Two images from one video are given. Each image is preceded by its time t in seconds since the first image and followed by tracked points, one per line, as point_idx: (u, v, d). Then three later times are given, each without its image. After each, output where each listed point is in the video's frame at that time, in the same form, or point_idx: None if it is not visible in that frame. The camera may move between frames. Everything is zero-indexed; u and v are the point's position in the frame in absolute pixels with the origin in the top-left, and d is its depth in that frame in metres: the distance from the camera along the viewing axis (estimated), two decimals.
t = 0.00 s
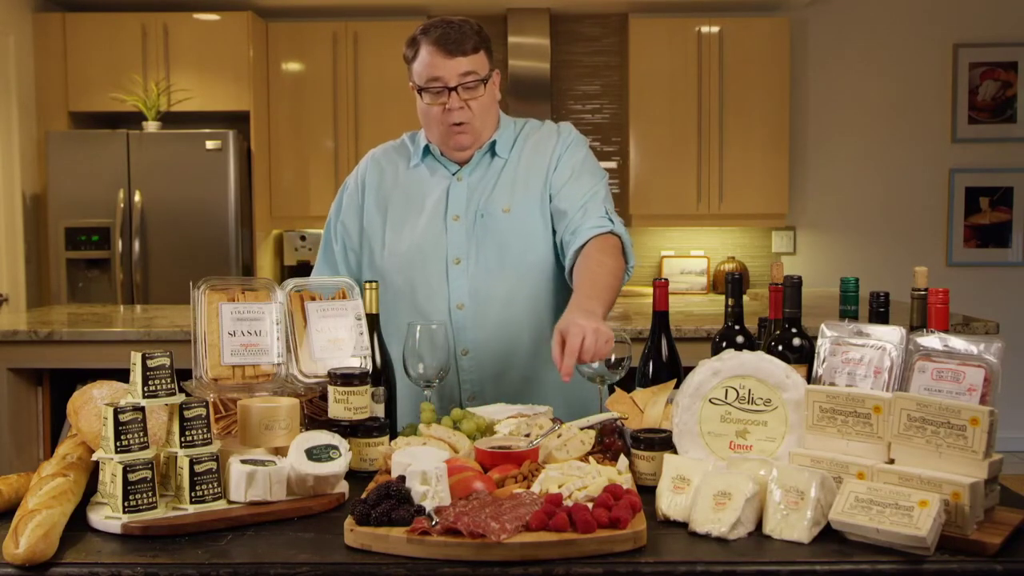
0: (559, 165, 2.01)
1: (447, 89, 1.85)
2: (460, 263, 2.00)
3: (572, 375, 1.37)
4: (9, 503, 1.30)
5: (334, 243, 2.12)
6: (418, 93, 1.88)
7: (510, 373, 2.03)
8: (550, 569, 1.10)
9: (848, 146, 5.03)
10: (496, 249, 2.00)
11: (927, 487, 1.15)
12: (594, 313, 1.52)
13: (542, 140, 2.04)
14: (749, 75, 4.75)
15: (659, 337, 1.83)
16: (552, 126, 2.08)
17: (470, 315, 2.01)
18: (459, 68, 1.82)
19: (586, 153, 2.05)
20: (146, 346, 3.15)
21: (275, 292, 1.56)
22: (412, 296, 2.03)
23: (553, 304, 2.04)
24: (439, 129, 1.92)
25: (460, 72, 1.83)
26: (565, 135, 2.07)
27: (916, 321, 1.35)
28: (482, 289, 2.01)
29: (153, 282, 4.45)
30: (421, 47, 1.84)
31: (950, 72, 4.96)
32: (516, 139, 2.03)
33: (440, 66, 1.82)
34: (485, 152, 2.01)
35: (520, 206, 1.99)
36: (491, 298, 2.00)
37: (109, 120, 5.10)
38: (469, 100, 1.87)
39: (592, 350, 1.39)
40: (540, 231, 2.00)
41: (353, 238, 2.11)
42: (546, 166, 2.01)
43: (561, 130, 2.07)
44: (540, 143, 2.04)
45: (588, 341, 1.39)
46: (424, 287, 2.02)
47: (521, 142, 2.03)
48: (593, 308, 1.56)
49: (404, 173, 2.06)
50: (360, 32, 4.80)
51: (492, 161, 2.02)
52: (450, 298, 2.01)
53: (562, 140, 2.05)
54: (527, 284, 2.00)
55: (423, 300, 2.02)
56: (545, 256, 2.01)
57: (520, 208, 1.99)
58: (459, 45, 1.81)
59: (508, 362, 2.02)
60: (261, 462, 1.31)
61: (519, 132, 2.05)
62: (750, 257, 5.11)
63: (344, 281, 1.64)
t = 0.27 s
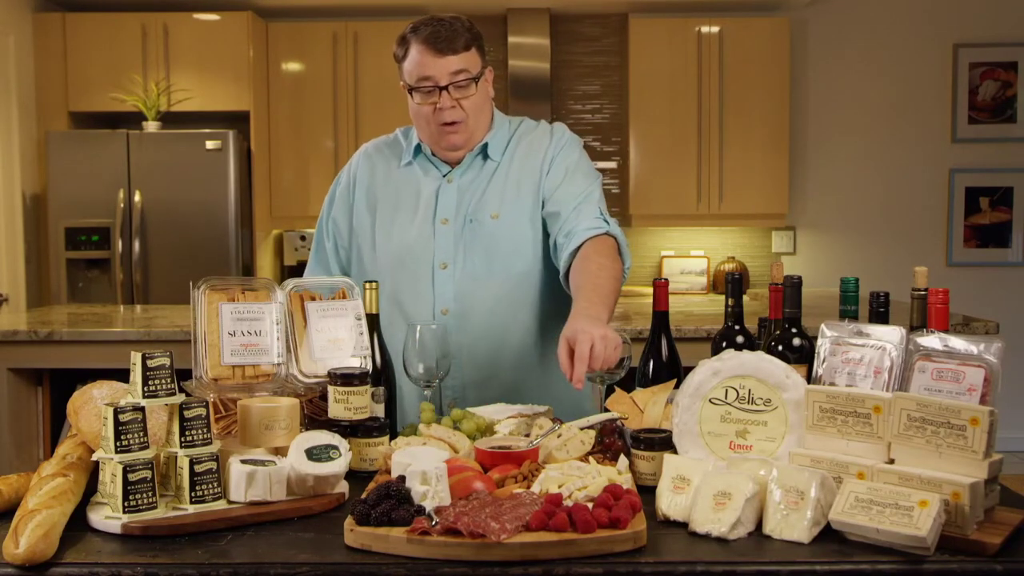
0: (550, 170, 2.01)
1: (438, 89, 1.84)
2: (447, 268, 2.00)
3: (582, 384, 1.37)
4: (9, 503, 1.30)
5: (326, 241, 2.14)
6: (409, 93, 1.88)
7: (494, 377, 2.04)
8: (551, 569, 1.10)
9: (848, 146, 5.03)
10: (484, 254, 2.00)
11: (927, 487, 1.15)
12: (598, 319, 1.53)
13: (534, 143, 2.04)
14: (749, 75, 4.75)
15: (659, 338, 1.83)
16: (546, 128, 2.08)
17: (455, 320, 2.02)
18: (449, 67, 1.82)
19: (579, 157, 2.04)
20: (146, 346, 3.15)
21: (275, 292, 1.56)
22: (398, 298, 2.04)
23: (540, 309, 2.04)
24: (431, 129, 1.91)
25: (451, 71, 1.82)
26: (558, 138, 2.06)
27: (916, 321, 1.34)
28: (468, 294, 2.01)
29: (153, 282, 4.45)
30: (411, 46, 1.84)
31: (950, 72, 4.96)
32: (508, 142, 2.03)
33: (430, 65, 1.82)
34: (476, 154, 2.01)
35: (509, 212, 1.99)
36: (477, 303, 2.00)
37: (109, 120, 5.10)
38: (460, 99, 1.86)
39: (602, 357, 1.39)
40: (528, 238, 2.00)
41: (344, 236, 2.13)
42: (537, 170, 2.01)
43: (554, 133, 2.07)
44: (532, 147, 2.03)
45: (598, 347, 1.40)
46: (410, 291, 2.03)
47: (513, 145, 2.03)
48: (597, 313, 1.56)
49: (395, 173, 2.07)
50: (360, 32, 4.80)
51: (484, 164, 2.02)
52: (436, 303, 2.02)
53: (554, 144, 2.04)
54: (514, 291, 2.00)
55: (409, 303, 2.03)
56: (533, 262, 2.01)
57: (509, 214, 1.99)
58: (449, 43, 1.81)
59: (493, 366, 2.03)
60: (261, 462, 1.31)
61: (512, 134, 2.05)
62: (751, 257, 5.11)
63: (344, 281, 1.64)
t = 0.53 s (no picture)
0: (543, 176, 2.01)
1: (432, 88, 1.84)
2: (436, 273, 2.01)
3: (581, 388, 1.38)
4: (9, 503, 1.30)
5: (320, 239, 2.16)
6: (403, 93, 1.88)
7: (483, 380, 2.04)
8: (551, 569, 1.10)
9: (848, 145, 5.03)
10: (474, 260, 2.00)
11: (927, 487, 1.15)
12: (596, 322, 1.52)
13: (529, 147, 2.03)
14: (749, 75, 4.75)
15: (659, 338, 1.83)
16: (541, 131, 2.07)
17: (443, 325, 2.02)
18: (443, 65, 1.82)
19: (573, 162, 2.03)
20: (146, 346, 3.15)
21: (275, 292, 1.56)
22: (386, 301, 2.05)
23: (530, 315, 2.04)
24: (425, 129, 1.91)
25: (445, 70, 1.82)
26: (553, 142, 2.05)
27: (916, 321, 1.34)
28: (457, 300, 2.01)
29: (153, 282, 4.45)
30: (405, 45, 1.84)
31: (950, 72, 4.96)
32: (502, 145, 2.03)
33: (424, 64, 1.82)
34: (469, 158, 2.01)
35: (500, 219, 1.99)
36: (465, 308, 2.01)
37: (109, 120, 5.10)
38: (455, 99, 1.86)
39: (601, 361, 1.39)
40: (519, 244, 2.00)
41: (337, 234, 2.14)
42: (531, 177, 2.01)
43: (549, 137, 2.06)
44: (526, 151, 2.03)
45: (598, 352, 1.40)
46: (400, 294, 2.03)
47: (506, 149, 2.02)
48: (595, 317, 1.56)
49: (387, 173, 2.07)
50: (360, 32, 4.80)
51: (477, 167, 2.02)
52: (424, 307, 2.02)
53: (549, 148, 2.03)
54: (503, 298, 2.01)
55: (398, 307, 2.04)
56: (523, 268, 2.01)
57: (500, 220, 1.99)
58: (444, 42, 1.81)
59: (480, 372, 2.04)
60: (261, 462, 1.31)
61: (507, 137, 2.04)
62: (751, 257, 5.11)
63: (344, 281, 1.64)
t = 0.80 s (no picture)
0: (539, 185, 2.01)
1: (428, 87, 1.82)
2: (429, 279, 2.01)
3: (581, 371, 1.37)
4: (9, 504, 1.30)
5: (314, 239, 2.16)
6: (398, 91, 1.86)
7: (473, 388, 2.05)
8: (551, 569, 1.10)
9: (848, 145, 5.03)
10: (468, 266, 2.01)
11: (927, 487, 1.15)
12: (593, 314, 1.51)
13: (524, 154, 2.03)
14: (749, 75, 4.75)
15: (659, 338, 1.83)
16: (538, 137, 2.07)
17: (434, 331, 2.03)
18: (440, 65, 1.80)
19: (570, 169, 2.03)
20: (146, 346, 3.15)
21: (275, 292, 1.56)
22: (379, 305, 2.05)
23: (523, 322, 2.05)
24: (420, 128, 1.89)
25: (441, 69, 1.80)
26: (551, 148, 2.05)
27: (916, 321, 1.34)
28: (450, 306, 2.02)
29: (153, 282, 4.45)
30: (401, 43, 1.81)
31: (950, 72, 4.96)
32: (498, 151, 2.02)
33: (420, 63, 1.80)
34: (465, 163, 2.01)
35: (494, 227, 2.00)
36: (457, 315, 2.01)
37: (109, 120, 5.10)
38: (451, 99, 1.84)
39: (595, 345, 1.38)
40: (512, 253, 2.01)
41: (331, 233, 2.14)
42: (526, 184, 2.01)
43: (546, 143, 2.06)
44: (522, 158, 2.03)
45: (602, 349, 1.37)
46: (393, 299, 2.04)
47: (502, 155, 2.02)
48: (591, 307, 1.55)
49: (382, 175, 2.07)
50: (360, 32, 4.80)
51: (472, 173, 2.02)
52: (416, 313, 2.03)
53: (546, 155, 2.04)
54: (496, 305, 2.02)
55: (390, 311, 2.04)
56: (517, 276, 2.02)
57: (495, 228, 2.00)
58: (441, 41, 1.79)
59: (472, 379, 2.04)
60: (261, 462, 1.31)
61: (503, 142, 2.04)
62: (751, 257, 5.11)
63: (344, 281, 1.64)
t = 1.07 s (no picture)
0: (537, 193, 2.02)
1: (430, 74, 1.86)
2: (426, 286, 2.01)
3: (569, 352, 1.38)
4: (9, 503, 1.30)
5: (309, 241, 2.14)
6: (401, 82, 1.89)
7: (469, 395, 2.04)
8: (550, 569, 1.10)
9: (847, 146, 5.03)
10: (464, 273, 2.01)
11: (927, 487, 1.15)
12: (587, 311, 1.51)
13: (522, 160, 2.04)
14: (749, 75, 4.75)
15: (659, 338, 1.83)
16: (538, 143, 2.07)
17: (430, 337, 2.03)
18: (444, 51, 1.85)
19: (569, 177, 2.04)
20: (146, 346, 3.15)
21: (275, 292, 1.56)
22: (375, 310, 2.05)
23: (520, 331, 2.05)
24: (419, 119, 1.90)
25: (445, 57, 1.85)
26: (550, 156, 2.05)
27: (916, 321, 1.34)
28: (447, 313, 2.02)
29: (153, 282, 4.46)
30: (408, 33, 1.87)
31: (950, 72, 4.96)
32: (496, 157, 2.02)
33: (425, 49, 1.85)
34: (462, 167, 2.01)
35: (490, 235, 2.00)
36: (453, 322, 2.02)
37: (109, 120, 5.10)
38: (453, 88, 1.87)
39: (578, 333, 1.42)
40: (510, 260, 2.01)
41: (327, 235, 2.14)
42: (524, 191, 2.02)
43: (545, 150, 2.06)
44: (521, 165, 2.03)
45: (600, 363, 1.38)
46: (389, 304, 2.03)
47: (500, 161, 2.02)
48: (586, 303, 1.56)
49: (380, 177, 2.07)
50: (360, 32, 4.80)
51: (470, 178, 2.02)
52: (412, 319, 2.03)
53: (545, 162, 2.04)
54: (492, 312, 2.02)
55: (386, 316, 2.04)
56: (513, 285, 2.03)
57: (493, 235, 2.00)
58: (447, 30, 1.85)
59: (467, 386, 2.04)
60: (261, 462, 1.31)
61: (502, 148, 2.04)
62: (751, 257, 5.11)
63: (344, 281, 1.64)
